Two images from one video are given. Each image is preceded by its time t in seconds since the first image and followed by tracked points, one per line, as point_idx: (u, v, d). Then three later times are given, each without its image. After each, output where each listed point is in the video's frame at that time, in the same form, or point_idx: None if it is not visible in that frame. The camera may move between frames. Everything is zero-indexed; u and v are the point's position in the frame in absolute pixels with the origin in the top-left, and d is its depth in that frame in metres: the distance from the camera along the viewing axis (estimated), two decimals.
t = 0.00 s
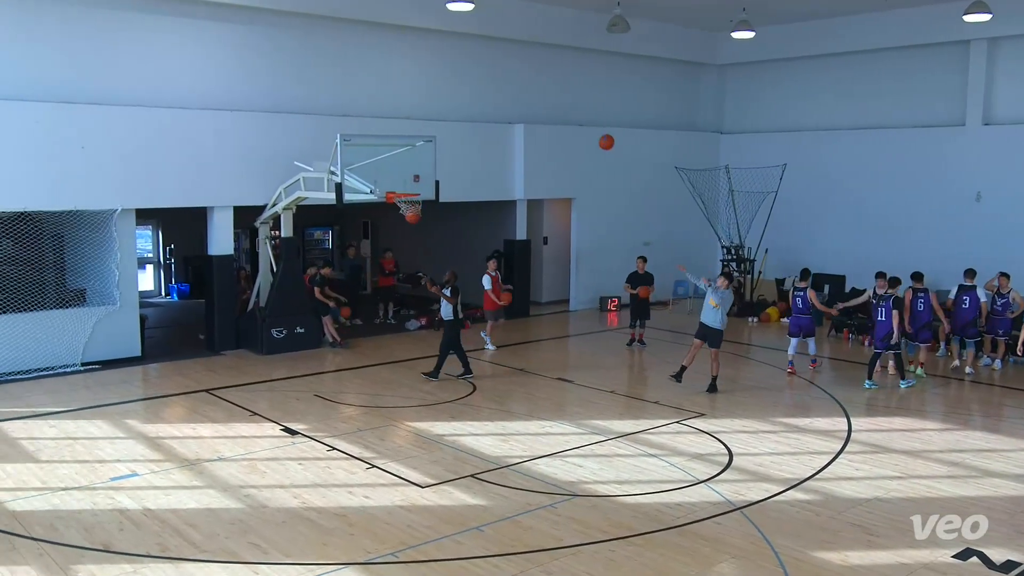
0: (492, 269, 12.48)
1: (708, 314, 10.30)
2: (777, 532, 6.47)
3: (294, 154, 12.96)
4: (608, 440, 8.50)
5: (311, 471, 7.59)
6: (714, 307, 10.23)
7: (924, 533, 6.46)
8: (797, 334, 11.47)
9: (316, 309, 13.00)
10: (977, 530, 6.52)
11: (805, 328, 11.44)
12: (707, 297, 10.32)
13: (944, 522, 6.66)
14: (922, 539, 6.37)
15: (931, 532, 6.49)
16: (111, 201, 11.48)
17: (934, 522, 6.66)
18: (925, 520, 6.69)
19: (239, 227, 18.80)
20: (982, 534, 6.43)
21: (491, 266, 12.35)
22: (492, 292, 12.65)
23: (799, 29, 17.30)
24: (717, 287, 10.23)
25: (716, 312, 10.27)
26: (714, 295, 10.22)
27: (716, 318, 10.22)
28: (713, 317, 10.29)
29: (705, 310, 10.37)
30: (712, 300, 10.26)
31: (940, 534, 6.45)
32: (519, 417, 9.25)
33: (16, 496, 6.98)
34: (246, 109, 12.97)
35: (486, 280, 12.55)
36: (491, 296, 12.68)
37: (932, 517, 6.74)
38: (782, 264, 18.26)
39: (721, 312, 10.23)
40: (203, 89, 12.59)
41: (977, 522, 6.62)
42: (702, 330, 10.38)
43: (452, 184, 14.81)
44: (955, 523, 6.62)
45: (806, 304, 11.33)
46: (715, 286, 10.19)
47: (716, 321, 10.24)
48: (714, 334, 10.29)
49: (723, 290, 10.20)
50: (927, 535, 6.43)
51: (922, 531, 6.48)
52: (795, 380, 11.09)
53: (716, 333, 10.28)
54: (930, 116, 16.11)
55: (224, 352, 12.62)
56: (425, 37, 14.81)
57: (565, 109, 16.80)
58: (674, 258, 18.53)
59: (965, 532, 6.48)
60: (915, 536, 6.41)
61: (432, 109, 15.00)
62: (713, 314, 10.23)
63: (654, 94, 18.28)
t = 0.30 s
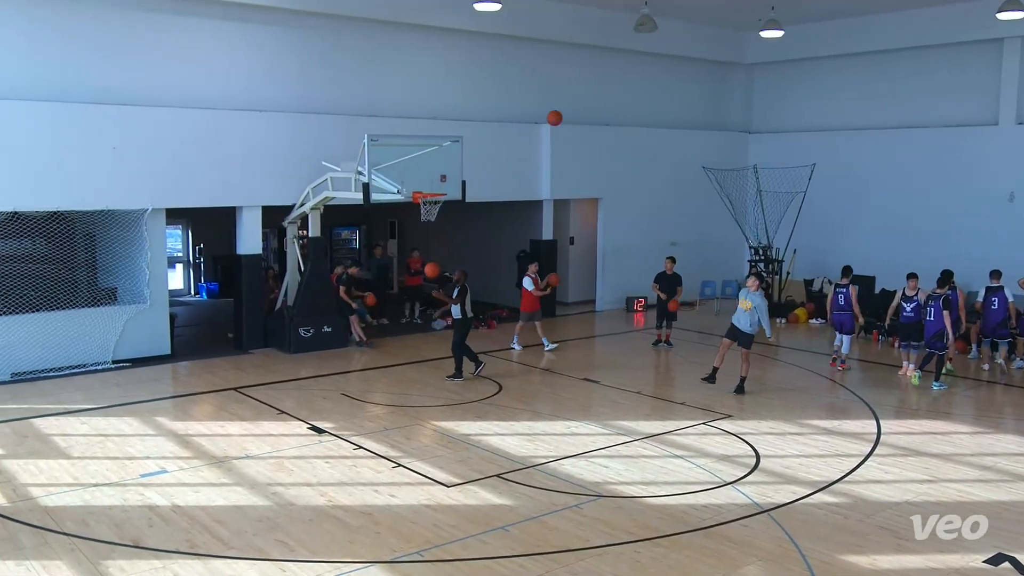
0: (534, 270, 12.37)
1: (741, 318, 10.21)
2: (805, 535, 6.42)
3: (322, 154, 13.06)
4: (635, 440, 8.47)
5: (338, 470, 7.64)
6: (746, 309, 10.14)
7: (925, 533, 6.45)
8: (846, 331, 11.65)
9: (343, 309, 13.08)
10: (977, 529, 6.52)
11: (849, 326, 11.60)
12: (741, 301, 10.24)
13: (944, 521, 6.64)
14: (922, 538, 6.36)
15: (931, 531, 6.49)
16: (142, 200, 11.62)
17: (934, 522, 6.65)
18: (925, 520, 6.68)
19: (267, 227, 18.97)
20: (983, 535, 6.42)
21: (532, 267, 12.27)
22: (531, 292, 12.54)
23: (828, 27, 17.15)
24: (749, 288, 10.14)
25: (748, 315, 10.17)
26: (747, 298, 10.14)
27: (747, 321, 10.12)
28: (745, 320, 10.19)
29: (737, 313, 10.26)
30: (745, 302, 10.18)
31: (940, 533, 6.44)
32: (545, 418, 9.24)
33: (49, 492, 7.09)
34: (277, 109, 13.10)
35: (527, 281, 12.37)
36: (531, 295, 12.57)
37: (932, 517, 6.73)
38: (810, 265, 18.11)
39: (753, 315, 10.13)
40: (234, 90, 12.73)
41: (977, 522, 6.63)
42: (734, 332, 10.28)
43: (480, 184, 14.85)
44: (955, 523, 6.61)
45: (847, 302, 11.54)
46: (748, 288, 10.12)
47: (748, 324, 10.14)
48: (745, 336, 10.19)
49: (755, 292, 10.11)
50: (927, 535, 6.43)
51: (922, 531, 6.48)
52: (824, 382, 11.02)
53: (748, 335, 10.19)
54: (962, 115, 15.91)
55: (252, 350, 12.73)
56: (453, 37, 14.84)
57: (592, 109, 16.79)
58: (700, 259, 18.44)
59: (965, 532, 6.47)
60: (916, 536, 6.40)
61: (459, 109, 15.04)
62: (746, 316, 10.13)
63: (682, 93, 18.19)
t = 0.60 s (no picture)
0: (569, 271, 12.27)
1: (766, 320, 10.11)
2: (825, 537, 6.37)
3: (342, 154, 13.12)
4: (654, 441, 8.45)
5: (357, 469, 7.66)
6: (770, 312, 10.04)
7: (925, 532, 6.45)
8: (874, 330, 11.70)
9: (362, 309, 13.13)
10: (977, 529, 6.52)
11: (878, 326, 11.64)
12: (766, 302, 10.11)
13: (944, 522, 6.64)
14: (922, 538, 6.36)
15: (931, 531, 6.48)
16: (163, 201, 11.72)
17: (934, 522, 6.64)
18: (925, 519, 6.67)
19: (287, 227, 19.08)
20: (982, 535, 6.42)
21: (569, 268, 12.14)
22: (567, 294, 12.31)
23: (849, 25, 17.02)
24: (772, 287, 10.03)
25: (773, 318, 10.07)
26: (771, 300, 10.02)
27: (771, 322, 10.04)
28: (769, 322, 10.10)
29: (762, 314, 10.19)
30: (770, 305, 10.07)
31: (940, 533, 6.44)
32: (564, 418, 9.24)
33: (72, 489, 7.16)
34: (298, 110, 13.18)
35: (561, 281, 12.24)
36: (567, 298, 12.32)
37: (932, 516, 6.73)
38: (830, 265, 18.01)
39: (777, 316, 10.04)
40: (256, 90, 12.81)
41: (978, 522, 6.63)
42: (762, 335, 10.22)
43: (499, 184, 14.87)
44: (955, 523, 6.61)
45: (876, 303, 11.65)
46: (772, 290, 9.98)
47: (770, 324, 10.07)
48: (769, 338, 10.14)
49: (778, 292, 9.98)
50: (927, 534, 6.42)
51: (922, 531, 6.48)
52: (845, 383, 10.96)
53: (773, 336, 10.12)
54: (986, 114, 15.75)
55: (273, 349, 12.80)
56: (472, 37, 14.85)
57: (611, 108, 16.75)
58: (720, 259, 18.36)
59: (965, 532, 6.47)
60: (915, 536, 6.40)
61: (479, 108, 15.06)
62: (769, 317, 10.06)
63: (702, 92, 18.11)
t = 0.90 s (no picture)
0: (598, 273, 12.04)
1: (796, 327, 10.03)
2: (841, 539, 6.33)
3: (357, 154, 13.16)
4: (669, 442, 8.43)
5: (372, 468, 7.68)
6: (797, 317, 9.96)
7: (925, 532, 6.44)
8: (895, 326, 11.84)
9: (378, 308, 13.16)
10: (978, 529, 6.52)
11: (900, 322, 11.79)
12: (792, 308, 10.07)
13: (944, 522, 6.63)
14: (922, 538, 6.35)
15: (931, 531, 6.48)
16: (180, 201, 11.78)
17: (934, 522, 6.64)
18: (925, 520, 6.67)
19: (303, 226, 19.15)
20: (982, 535, 6.41)
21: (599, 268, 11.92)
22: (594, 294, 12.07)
23: (867, 24, 16.91)
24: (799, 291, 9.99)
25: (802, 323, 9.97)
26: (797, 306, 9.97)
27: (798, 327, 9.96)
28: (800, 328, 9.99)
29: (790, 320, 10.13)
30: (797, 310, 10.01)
31: (940, 533, 6.44)
32: (579, 418, 9.23)
33: (90, 486, 7.21)
34: (315, 110, 13.24)
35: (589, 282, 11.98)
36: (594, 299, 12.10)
37: (932, 516, 6.72)
38: (846, 266, 17.92)
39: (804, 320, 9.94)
40: (272, 89, 12.86)
41: (978, 522, 6.62)
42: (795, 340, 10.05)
43: (514, 184, 14.89)
44: (955, 523, 6.61)
45: (898, 299, 11.68)
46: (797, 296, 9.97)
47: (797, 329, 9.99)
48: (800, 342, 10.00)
49: (805, 296, 9.95)
50: (927, 535, 6.42)
51: (922, 531, 6.47)
52: (861, 384, 10.91)
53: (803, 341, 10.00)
54: (1005, 113, 15.61)
55: (289, 349, 12.85)
56: (487, 37, 14.85)
57: (627, 108, 16.72)
58: (735, 259, 18.29)
59: (965, 532, 6.46)
60: (915, 536, 6.39)
61: (495, 107, 15.07)
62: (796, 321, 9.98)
63: (717, 92, 18.03)
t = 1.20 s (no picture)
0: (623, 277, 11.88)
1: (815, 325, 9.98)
2: (853, 540, 6.31)
3: (369, 155, 13.19)
4: (680, 442, 8.42)
5: (383, 468, 7.70)
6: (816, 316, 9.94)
7: (925, 532, 6.44)
8: (914, 325, 11.95)
9: (389, 308, 13.19)
10: (977, 529, 6.52)
11: (916, 321, 11.92)
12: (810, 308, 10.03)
13: (944, 521, 6.63)
14: (922, 538, 6.35)
15: (931, 531, 6.48)
16: (193, 201, 11.83)
17: (934, 522, 6.64)
18: (925, 519, 6.67)
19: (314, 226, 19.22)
20: (982, 535, 6.42)
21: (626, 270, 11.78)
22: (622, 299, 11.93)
23: (880, 23, 16.83)
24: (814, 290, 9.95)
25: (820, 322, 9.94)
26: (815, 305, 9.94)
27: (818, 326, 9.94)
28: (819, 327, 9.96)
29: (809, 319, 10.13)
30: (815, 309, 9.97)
31: (940, 533, 6.43)
32: (590, 418, 9.23)
33: (103, 485, 7.25)
34: (327, 111, 13.28)
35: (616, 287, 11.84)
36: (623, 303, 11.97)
37: (932, 516, 6.73)
38: (859, 266, 17.85)
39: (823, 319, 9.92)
40: (285, 89, 12.91)
41: (978, 522, 6.62)
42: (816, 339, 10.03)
43: (525, 184, 14.89)
44: (955, 522, 6.61)
45: (916, 298, 11.88)
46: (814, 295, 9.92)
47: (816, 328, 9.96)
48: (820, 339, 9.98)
49: (820, 295, 9.92)
50: (927, 534, 6.42)
51: (922, 531, 6.47)
52: (874, 385, 10.88)
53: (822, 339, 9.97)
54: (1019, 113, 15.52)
55: (301, 348, 12.89)
56: (499, 36, 14.85)
57: (638, 108, 16.69)
58: (747, 259, 18.24)
59: (965, 532, 6.46)
60: (915, 536, 6.39)
61: (507, 107, 15.07)
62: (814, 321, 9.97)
63: (729, 91, 17.97)
